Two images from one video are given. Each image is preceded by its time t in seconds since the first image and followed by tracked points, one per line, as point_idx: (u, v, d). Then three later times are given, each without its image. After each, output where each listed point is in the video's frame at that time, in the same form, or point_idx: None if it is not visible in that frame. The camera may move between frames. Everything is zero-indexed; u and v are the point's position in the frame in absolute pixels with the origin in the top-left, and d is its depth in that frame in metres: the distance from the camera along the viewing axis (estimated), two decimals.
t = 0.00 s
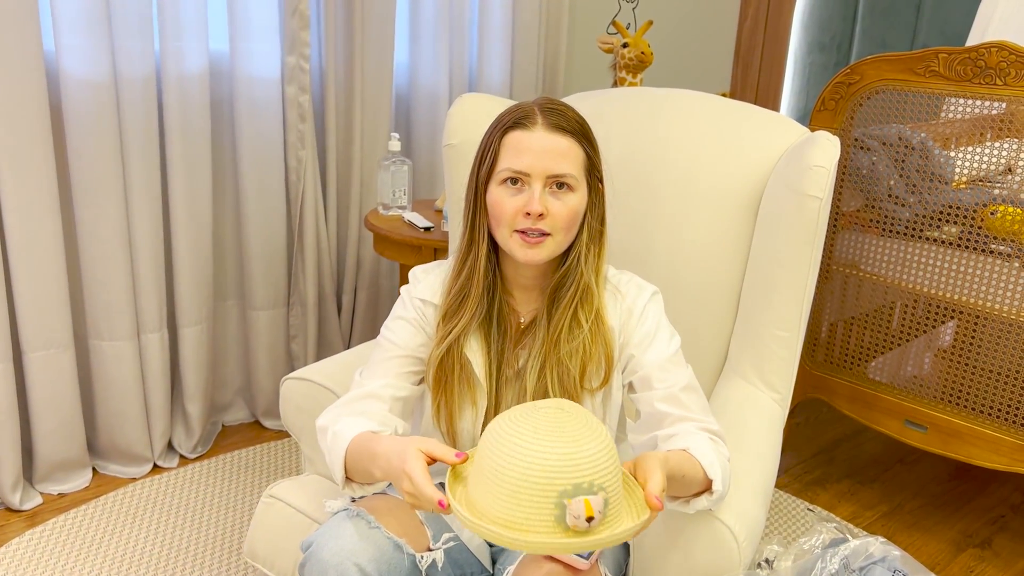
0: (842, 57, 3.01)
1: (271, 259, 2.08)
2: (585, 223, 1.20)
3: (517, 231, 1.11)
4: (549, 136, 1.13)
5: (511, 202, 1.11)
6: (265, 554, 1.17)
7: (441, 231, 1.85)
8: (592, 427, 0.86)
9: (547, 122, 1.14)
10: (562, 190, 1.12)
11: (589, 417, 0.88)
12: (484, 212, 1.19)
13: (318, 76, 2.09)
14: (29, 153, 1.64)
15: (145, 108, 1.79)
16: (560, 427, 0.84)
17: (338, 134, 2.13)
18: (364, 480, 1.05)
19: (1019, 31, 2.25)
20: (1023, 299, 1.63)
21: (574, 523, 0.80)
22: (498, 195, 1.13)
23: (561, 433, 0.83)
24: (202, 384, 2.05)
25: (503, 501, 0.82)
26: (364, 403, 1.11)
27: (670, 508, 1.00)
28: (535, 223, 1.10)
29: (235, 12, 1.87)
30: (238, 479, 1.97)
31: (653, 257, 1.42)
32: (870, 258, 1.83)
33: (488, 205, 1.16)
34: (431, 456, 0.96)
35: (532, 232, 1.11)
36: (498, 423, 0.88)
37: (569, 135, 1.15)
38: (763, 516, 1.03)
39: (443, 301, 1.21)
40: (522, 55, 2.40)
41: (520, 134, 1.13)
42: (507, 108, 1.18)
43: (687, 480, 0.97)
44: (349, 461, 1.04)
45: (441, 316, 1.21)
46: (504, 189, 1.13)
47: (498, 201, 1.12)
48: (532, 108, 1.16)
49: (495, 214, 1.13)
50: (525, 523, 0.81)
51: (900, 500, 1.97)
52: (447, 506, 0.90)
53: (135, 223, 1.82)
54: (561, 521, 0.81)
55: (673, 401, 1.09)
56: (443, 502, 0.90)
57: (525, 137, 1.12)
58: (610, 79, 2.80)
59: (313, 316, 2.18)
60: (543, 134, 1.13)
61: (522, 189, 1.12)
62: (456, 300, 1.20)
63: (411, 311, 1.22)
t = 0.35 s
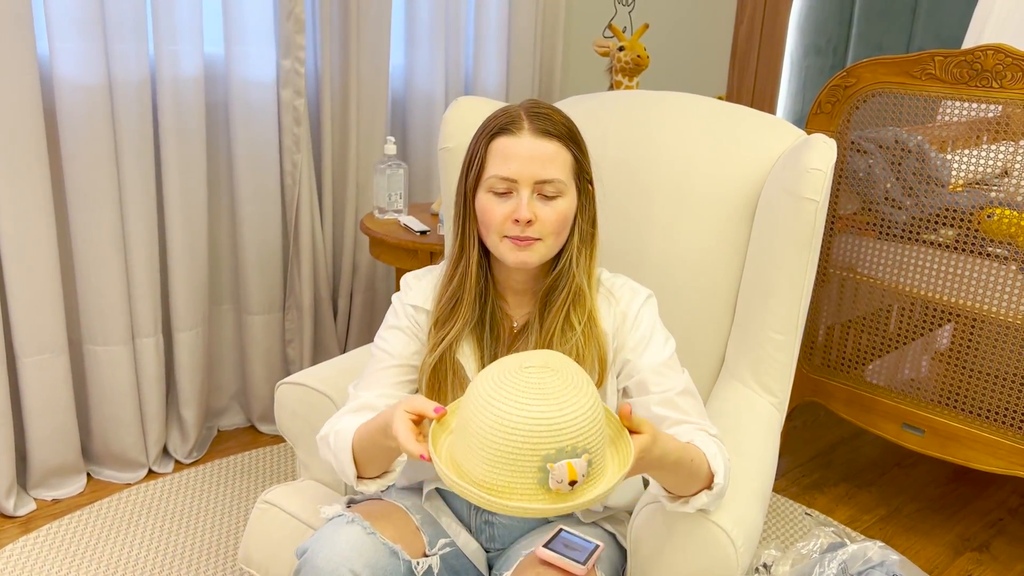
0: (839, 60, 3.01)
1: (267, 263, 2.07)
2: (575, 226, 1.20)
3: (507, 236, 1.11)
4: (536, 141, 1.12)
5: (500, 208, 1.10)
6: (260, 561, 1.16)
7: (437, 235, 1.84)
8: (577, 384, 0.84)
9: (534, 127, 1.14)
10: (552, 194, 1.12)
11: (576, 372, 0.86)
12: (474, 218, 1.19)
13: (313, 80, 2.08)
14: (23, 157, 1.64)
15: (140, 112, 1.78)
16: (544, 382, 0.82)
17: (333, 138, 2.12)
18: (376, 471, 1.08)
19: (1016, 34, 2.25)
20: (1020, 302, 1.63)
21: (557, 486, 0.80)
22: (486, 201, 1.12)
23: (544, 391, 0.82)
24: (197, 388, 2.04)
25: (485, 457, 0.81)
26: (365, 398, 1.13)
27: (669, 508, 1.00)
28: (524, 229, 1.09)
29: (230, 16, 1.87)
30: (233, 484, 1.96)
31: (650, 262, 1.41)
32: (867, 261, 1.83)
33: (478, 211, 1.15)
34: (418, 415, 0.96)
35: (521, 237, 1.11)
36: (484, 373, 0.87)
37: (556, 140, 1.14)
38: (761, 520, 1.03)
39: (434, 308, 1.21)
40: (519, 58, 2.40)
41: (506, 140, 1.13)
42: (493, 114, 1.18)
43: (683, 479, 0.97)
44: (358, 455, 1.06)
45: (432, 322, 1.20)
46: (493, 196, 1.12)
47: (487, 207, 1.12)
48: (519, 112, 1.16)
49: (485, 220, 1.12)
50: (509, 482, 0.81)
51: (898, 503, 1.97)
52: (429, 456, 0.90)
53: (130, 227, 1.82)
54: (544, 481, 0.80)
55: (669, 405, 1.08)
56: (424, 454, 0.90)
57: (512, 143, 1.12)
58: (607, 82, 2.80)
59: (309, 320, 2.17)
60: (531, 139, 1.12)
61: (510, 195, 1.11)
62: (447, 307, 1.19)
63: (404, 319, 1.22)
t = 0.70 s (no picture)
0: (835, 62, 3.01)
1: (264, 264, 2.06)
2: (571, 221, 1.19)
3: (502, 233, 1.10)
4: (530, 137, 1.13)
5: (494, 204, 1.10)
6: (259, 563, 1.16)
7: (435, 236, 1.84)
8: (555, 386, 0.82)
9: (528, 123, 1.14)
10: (546, 190, 1.11)
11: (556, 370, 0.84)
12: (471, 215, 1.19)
13: (310, 81, 2.08)
14: (20, 158, 1.63)
15: (137, 113, 1.77)
16: (520, 385, 0.81)
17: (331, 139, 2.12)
18: (364, 443, 1.07)
19: (1012, 36, 2.25)
20: (1017, 303, 1.63)
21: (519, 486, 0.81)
22: (481, 197, 1.12)
23: (518, 396, 0.80)
24: (194, 390, 2.03)
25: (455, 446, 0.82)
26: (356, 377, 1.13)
27: (669, 503, 1.00)
28: (518, 224, 1.09)
29: (228, 18, 1.86)
30: (230, 487, 1.95)
31: (648, 263, 1.41)
32: (865, 262, 1.83)
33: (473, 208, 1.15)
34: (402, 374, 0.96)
35: (515, 233, 1.10)
36: (465, 359, 0.85)
37: (550, 136, 1.14)
38: (761, 522, 1.03)
39: (430, 304, 1.21)
40: (516, 60, 2.40)
41: (499, 137, 1.13)
42: (489, 110, 1.18)
43: (683, 470, 0.98)
44: (346, 426, 1.06)
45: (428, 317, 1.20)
46: (487, 192, 1.12)
47: (482, 204, 1.12)
48: (513, 109, 1.16)
49: (480, 217, 1.12)
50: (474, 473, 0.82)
51: (896, 505, 1.97)
52: (409, 409, 0.90)
53: (127, 228, 1.81)
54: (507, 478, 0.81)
55: (668, 403, 1.07)
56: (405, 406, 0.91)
57: (506, 139, 1.12)
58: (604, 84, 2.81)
59: (306, 322, 2.16)
60: (523, 136, 1.13)
61: (503, 191, 1.11)
62: (444, 302, 1.20)
63: (401, 309, 1.22)
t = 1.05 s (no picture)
0: (831, 64, 3.01)
1: (260, 265, 2.06)
2: (562, 216, 1.20)
3: (493, 227, 1.11)
4: (519, 134, 1.12)
5: (485, 199, 1.11)
6: (256, 564, 1.16)
7: (432, 237, 1.84)
8: (546, 386, 0.87)
9: (516, 121, 1.14)
10: (535, 185, 1.12)
11: (552, 374, 0.88)
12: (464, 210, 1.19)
13: (307, 83, 2.08)
14: (16, 158, 1.63)
15: (134, 113, 1.77)
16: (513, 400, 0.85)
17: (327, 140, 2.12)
18: (340, 388, 1.10)
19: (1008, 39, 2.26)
20: (1013, 305, 1.63)
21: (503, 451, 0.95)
22: (472, 193, 1.13)
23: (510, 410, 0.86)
24: (190, 392, 2.03)
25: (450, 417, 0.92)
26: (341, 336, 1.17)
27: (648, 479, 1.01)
28: (508, 219, 1.10)
29: (225, 19, 1.86)
30: (226, 488, 1.95)
31: (645, 264, 1.41)
32: (861, 263, 1.84)
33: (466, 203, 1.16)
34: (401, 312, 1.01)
35: (507, 227, 1.11)
36: (465, 350, 0.87)
37: (538, 132, 1.14)
38: (759, 524, 1.03)
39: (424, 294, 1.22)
40: (513, 61, 2.39)
41: (489, 134, 1.13)
42: (479, 107, 1.18)
43: (662, 442, 1.01)
44: (325, 369, 1.09)
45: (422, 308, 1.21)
46: (478, 188, 1.12)
47: (473, 200, 1.12)
48: (502, 106, 1.16)
49: (472, 213, 1.13)
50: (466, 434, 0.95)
51: (892, 506, 1.97)
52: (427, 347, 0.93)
53: (124, 230, 1.81)
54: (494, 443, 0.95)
55: (651, 388, 1.08)
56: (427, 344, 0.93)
57: (495, 136, 1.12)
58: (600, 86, 2.81)
59: (302, 323, 2.16)
60: (513, 133, 1.12)
61: (494, 186, 1.11)
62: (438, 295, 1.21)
63: (399, 287, 1.24)
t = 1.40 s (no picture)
0: (824, 66, 3.02)
1: (255, 266, 2.06)
2: (560, 213, 1.20)
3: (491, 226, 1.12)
4: (517, 135, 1.12)
5: (483, 198, 1.11)
6: (252, 567, 1.15)
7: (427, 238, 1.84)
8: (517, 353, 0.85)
9: (515, 122, 1.14)
10: (534, 185, 1.12)
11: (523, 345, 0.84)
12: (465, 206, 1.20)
13: (302, 83, 2.07)
14: (9, 159, 1.62)
15: (128, 114, 1.76)
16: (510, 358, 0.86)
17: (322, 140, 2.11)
18: (303, 307, 1.14)
19: (1000, 42, 2.27)
20: (1005, 309, 1.64)
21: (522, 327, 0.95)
22: (471, 191, 1.13)
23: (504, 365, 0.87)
24: (184, 393, 2.02)
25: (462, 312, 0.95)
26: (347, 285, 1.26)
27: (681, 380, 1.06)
28: (506, 218, 1.10)
29: (219, 20, 1.86)
30: (221, 490, 1.95)
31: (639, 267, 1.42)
32: (855, 265, 1.84)
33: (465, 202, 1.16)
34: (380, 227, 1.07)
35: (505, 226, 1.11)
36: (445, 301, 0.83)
37: (535, 134, 1.14)
38: (755, 525, 1.03)
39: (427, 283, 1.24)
40: (508, 62, 2.40)
41: (488, 135, 1.13)
42: (479, 108, 1.18)
43: (688, 340, 1.05)
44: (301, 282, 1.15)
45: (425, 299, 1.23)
46: (477, 187, 1.13)
47: (472, 198, 1.13)
48: (502, 106, 1.16)
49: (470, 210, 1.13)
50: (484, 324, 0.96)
51: (885, 507, 1.98)
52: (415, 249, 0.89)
53: (118, 231, 1.80)
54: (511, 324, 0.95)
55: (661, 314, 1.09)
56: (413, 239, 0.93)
57: (494, 137, 1.12)
58: (595, 88, 2.81)
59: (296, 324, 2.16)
60: (511, 135, 1.12)
61: (493, 185, 1.12)
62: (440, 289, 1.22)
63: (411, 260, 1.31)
